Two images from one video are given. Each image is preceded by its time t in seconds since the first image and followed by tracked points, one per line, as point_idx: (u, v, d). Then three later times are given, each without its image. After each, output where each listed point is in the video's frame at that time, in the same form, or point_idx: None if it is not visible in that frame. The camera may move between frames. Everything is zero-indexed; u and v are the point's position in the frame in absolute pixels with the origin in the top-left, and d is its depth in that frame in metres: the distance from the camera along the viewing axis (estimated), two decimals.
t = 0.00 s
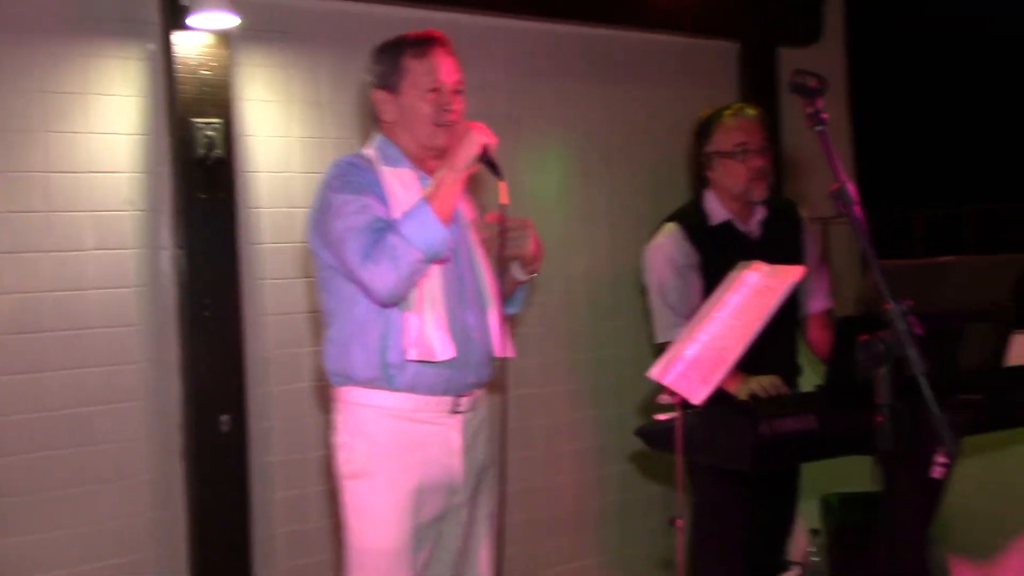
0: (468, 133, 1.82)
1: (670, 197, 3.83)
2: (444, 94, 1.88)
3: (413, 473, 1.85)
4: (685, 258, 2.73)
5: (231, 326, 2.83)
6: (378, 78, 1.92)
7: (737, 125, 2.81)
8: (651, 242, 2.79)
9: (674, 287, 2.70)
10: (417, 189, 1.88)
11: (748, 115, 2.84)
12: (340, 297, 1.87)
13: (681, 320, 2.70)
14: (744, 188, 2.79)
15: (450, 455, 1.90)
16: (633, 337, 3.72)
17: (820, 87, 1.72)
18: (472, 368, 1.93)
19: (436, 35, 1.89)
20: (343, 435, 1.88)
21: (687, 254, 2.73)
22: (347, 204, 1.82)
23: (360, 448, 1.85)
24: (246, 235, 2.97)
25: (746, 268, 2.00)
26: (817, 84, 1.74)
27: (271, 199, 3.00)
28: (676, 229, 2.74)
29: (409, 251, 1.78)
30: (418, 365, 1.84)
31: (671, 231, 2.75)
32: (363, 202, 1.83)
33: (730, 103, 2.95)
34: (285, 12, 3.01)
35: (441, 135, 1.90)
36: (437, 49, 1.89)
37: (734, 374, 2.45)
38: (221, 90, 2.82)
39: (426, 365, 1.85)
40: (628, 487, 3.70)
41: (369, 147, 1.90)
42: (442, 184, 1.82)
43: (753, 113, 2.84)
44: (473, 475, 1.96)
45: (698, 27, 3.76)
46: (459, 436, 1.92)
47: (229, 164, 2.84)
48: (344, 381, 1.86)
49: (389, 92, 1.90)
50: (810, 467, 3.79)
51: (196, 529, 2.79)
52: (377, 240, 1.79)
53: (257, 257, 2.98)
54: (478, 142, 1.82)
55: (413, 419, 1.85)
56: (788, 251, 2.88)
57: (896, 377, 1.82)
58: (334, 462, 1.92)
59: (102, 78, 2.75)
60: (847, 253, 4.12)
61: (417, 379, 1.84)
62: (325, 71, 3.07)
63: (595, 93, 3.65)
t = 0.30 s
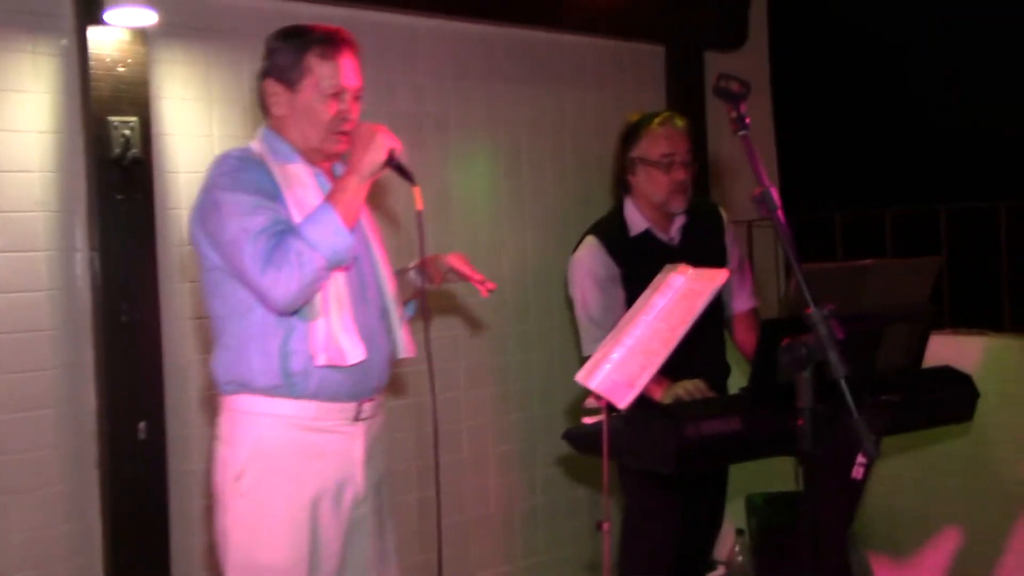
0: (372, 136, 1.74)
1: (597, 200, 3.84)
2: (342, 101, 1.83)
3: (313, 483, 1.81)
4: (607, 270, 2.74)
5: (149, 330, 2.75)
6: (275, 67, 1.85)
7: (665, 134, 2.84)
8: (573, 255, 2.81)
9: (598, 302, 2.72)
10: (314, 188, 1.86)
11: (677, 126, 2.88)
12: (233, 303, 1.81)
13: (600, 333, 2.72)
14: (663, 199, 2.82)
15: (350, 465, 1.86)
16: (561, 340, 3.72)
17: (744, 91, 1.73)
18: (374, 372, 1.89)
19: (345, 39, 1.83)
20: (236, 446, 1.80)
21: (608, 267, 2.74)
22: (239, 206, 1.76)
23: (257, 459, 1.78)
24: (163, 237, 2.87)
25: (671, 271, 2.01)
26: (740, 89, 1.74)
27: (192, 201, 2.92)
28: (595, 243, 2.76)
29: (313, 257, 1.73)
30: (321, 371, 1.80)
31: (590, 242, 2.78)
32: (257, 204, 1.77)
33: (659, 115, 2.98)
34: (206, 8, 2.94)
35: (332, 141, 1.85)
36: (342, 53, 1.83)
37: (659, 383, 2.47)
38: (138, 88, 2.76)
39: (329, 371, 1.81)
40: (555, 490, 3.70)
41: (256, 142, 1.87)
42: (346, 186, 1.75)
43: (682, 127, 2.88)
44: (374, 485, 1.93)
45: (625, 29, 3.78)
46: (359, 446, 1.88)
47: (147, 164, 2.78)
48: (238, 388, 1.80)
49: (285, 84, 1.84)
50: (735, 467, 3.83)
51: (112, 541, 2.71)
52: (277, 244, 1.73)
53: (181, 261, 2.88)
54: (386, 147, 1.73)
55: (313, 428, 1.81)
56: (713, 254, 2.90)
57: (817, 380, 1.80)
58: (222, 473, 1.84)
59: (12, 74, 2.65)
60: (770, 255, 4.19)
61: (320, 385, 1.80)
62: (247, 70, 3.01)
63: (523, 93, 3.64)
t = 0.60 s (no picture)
0: (341, 175, 1.76)
1: (591, 230, 3.82)
2: (314, 134, 1.83)
3: (267, 525, 1.76)
4: (597, 296, 2.72)
5: (136, 359, 2.72)
6: (248, 91, 1.82)
7: (669, 174, 2.76)
8: (565, 279, 2.78)
9: (588, 326, 2.69)
10: (272, 221, 1.84)
11: (682, 165, 2.80)
12: (184, 338, 1.75)
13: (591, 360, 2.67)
14: (655, 236, 2.77)
15: (305, 505, 1.82)
16: (553, 370, 3.69)
17: (727, 119, 1.75)
18: (330, 409, 1.85)
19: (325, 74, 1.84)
20: (187, 486, 1.73)
21: (599, 292, 2.72)
22: (194, 239, 1.70)
23: (210, 500, 1.72)
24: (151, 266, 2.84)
25: (660, 301, 1.96)
26: (723, 117, 1.76)
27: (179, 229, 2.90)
28: (588, 268, 2.74)
29: (276, 295, 1.69)
30: (278, 409, 1.75)
31: (582, 267, 2.75)
32: (214, 237, 1.72)
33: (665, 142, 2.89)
34: (198, 37, 2.94)
35: (296, 173, 1.84)
36: (320, 86, 1.84)
37: (649, 412, 2.43)
38: (127, 116, 2.74)
39: (286, 410, 1.76)
40: (547, 522, 3.66)
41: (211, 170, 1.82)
42: (311, 225, 1.74)
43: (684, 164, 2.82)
44: (328, 525, 1.89)
45: (619, 59, 3.78)
46: (315, 484, 1.83)
47: (135, 192, 2.75)
48: (188, 426, 1.73)
49: (253, 110, 1.81)
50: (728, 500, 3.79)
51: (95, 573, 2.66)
52: (238, 280, 1.68)
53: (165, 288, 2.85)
54: (353, 186, 1.76)
55: (269, 467, 1.75)
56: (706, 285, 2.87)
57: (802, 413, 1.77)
58: (171, 514, 1.77)
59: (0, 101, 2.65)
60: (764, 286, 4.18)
61: (277, 424, 1.75)
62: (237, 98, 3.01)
63: (517, 123, 3.64)
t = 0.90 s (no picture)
0: (335, 216, 1.75)
1: (594, 258, 3.81)
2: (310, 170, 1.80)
3: (249, 560, 1.68)
4: (602, 321, 2.69)
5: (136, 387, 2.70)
6: (253, 120, 1.76)
7: (681, 209, 2.70)
8: (569, 304, 2.76)
9: (591, 351, 2.66)
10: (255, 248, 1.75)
11: (694, 199, 2.73)
12: (163, 366, 1.67)
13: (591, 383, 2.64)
14: (663, 269, 2.73)
15: (288, 540, 1.74)
16: (556, 400, 3.66)
17: (727, 146, 1.73)
18: (313, 440, 1.78)
19: (330, 114, 1.82)
20: (165, 521, 1.65)
21: (604, 318, 2.69)
22: (180, 264, 1.63)
23: (191, 535, 1.64)
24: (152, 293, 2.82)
25: (661, 329, 1.90)
26: (723, 143, 1.75)
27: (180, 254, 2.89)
28: (593, 293, 2.71)
29: (264, 328, 1.63)
30: (260, 440, 1.69)
31: (587, 292, 2.73)
32: (201, 262, 1.65)
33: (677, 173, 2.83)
34: (201, 65, 2.95)
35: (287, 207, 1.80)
36: (324, 125, 1.81)
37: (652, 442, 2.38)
38: (129, 142, 2.74)
39: (268, 441, 1.70)
40: (550, 553, 3.61)
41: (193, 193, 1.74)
42: (299, 261, 1.70)
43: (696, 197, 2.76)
44: (313, 560, 1.81)
45: (623, 87, 3.78)
46: (298, 518, 1.76)
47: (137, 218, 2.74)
48: (166, 458, 1.65)
49: (257, 141, 1.75)
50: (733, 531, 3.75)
51: None
52: (226, 310, 1.62)
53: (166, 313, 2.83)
54: (346, 226, 1.75)
55: (251, 500, 1.68)
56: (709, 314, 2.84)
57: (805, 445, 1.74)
58: (148, 551, 1.69)
59: (3, 127, 2.65)
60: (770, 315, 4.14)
61: (259, 456, 1.69)
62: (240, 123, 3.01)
63: (521, 150, 3.63)
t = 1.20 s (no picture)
0: (323, 219, 1.73)
1: (584, 267, 3.79)
2: (290, 169, 1.78)
3: (236, 572, 1.66)
4: (592, 327, 2.68)
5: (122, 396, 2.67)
6: (227, 123, 1.73)
7: (670, 216, 2.67)
8: (561, 310, 2.75)
9: (579, 355, 2.65)
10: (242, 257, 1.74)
11: (685, 206, 2.70)
12: (150, 375, 1.64)
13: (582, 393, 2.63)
14: (654, 278, 2.71)
15: (277, 551, 1.72)
16: (546, 410, 3.64)
17: (719, 154, 1.72)
18: (301, 450, 1.76)
19: (305, 111, 1.80)
20: (151, 532, 1.63)
21: (594, 323, 2.68)
22: (168, 272, 1.60)
23: (177, 546, 1.62)
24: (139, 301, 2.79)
25: (652, 339, 1.89)
26: (715, 151, 1.73)
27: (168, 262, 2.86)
28: (583, 298, 2.71)
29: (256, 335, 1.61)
30: (251, 450, 1.66)
31: (579, 299, 2.72)
32: (190, 270, 1.62)
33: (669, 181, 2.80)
34: (189, 72, 2.93)
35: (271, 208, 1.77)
36: (300, 123, 1.79)
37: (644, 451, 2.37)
38: (116, 149, 2.71)
39: (259, 451, 1.67)
40: (540, 564, 3.58)
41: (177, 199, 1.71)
42: (289, 265, 1.68)
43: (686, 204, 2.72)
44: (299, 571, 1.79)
45: (614, 96, 3.78)
46: (285, 529, 1.74)
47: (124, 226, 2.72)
48: (154, 469, 1.63)
49: (234, 144, 1.72)
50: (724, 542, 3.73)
51: None
52: (217, 318, 1.59)
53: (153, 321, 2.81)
54: (335, 229, 1.73)
55: (238, 511, 1.66)
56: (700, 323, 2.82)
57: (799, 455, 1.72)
58: (133, 562, 1.66)
59: None
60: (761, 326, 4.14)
61: (249, 466, 1.66)
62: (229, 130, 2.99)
63: (511, 159, 3.62)
